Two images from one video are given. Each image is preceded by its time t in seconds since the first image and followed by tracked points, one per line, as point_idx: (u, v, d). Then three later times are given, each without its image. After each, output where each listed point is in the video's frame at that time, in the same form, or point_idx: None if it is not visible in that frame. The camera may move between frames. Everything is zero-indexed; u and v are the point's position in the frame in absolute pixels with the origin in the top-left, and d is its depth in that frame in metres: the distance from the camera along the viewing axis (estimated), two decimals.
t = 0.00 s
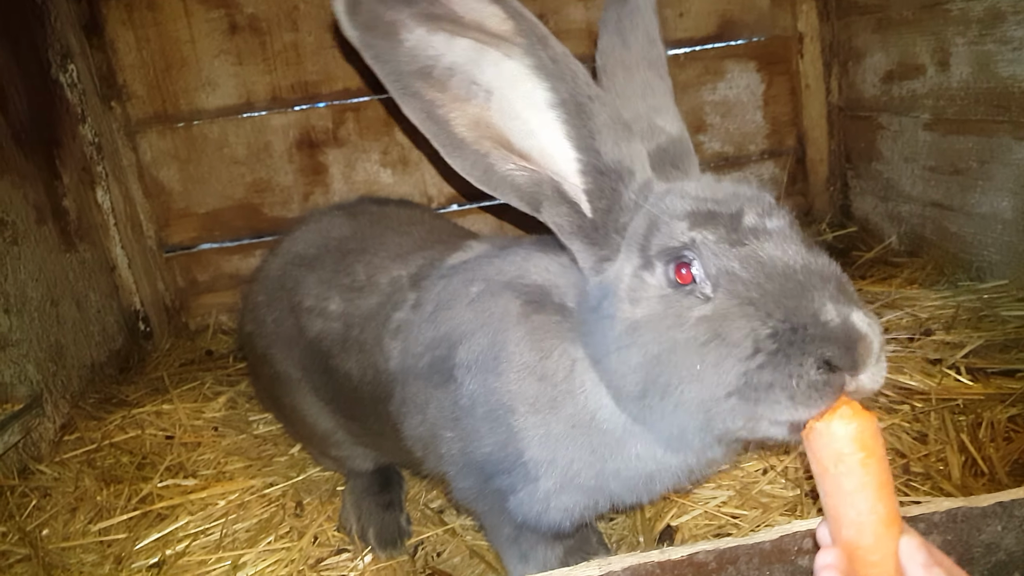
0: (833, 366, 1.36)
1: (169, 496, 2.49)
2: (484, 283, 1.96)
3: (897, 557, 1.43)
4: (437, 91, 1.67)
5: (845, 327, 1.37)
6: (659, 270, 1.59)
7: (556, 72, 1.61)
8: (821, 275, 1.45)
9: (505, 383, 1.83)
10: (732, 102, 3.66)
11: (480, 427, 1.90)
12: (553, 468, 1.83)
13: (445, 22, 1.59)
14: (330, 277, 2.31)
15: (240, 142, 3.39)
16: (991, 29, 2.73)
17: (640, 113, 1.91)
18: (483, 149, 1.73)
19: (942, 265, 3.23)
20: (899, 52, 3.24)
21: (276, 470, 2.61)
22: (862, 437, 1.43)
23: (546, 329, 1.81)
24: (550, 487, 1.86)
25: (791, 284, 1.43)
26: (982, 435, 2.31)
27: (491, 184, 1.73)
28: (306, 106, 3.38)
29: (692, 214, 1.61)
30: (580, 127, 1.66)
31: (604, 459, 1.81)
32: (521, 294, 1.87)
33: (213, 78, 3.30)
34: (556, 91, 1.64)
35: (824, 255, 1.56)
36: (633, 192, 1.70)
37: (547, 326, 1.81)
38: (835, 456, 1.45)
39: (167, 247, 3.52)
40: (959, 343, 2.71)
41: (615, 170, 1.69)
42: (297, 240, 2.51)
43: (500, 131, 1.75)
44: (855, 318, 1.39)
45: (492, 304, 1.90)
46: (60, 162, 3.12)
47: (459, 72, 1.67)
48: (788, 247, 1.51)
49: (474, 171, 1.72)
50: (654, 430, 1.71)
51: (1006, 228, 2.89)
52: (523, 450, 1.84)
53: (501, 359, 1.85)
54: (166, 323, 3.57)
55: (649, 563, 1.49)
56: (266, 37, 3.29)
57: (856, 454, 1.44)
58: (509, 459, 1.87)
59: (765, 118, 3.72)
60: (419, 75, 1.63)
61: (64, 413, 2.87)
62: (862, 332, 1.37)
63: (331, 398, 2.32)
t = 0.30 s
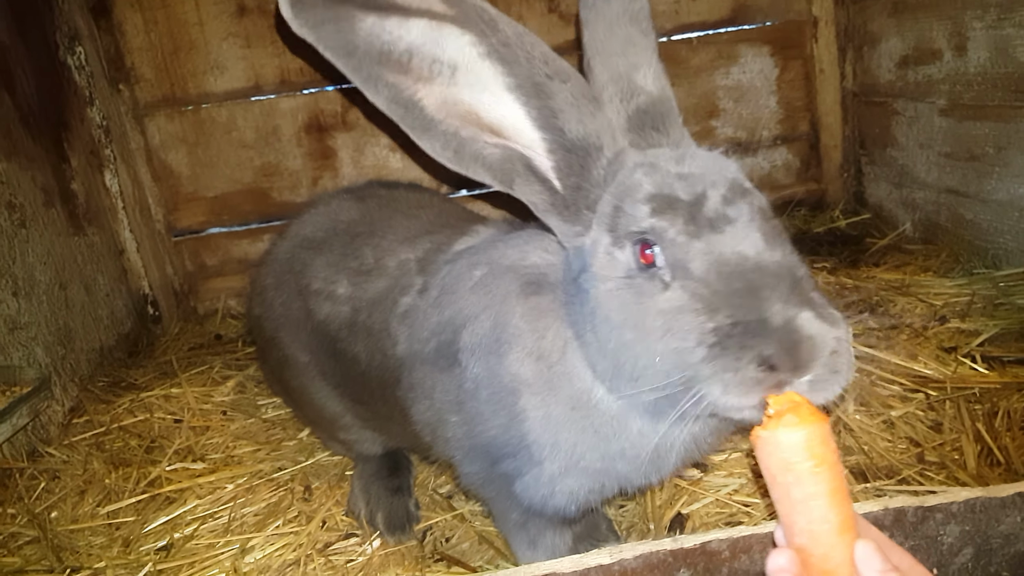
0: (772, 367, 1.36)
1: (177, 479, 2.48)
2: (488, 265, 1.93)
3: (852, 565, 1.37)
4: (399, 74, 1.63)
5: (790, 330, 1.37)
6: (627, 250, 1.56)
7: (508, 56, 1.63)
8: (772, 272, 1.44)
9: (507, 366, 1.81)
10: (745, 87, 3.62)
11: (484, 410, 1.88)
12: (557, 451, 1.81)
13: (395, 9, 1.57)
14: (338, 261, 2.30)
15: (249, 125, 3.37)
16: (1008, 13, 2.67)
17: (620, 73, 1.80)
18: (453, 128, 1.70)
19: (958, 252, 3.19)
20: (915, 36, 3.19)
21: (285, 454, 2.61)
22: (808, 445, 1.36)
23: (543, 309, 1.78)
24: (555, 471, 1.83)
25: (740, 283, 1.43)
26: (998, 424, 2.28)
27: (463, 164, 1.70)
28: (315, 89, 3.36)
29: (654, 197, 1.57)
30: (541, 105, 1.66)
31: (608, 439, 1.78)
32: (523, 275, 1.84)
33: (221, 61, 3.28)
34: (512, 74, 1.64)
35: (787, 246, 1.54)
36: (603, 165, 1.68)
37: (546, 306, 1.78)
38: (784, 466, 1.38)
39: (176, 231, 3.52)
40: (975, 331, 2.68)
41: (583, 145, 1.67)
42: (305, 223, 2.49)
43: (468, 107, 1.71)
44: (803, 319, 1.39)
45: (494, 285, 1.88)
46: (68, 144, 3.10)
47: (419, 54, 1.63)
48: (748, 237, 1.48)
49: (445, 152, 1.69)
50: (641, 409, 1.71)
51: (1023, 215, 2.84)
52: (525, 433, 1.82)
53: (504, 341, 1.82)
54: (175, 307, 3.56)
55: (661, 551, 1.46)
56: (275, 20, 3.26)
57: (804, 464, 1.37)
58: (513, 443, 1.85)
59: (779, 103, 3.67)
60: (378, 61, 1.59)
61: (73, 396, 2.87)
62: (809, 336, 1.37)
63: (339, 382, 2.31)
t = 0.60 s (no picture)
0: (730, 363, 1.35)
1: (175, 469, 2.48)
2: (475, 260, 1.95)
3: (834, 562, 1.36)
4: (368, 66, 1.62)
5: (746, 326, 1.35)
6: (596, 241, 1.56)
7: (477, 46, 1.59)
8: (728, 267, 1.43)
9: (491, 360, 1.82)
10: (748, 80, 3.61)
11: (472, 405, 1.88)
12: (541, 446, 1.79)
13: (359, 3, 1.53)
14: (337, 251, 2.29)
15: (250, 115, 3.36)
16: (1011, 8, 2.66)
17: (602, 57, 1.78)
18: (425, 118, 1.69)
19: (959, 246, 3.18)
20: (918, 30, 3.18)
21: (284, 444, 2.60)
22: (791, 441, 1.36)
23: (524, 302, 1.79)
24: (541, 466, 1.82)
25: (696, 277, 1.42)
26: (997, 417, 2.27)
27: (434, 154, 1.70)
28: (316, 80, 3.34)
29: (620, 186, 1.56)
30: (510, 97, 1.64)
31: (592, 433, 1.76)
32: (507, 269, 1.86)
33: (223, 50, 3.27)
34: (481, 65, 1.61)
35: (750, 238, 1.53)
36: (576, 155, 1.67)
37: (527, 298, 1.79)
38: (763, 460, 1.39)
39: (176, 220, 3.50)
40: (976, 325, 2.67)
41: (555, 136, 1.66)
42: (305, 213, 2.48)
43: (441, 97, 1.69)
44: (758, 313, 1.36)
45: (482, 278, 1.90)
46: (68, 132, 3.08)
47: (387, 46, 1.61)
48: (709, 227, 1.48)
49: (417, 142, 1.69)
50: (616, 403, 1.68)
51: None
52: (510, 428, 1.82)
53: (489, 333, 1.83)
54: (175, 297, 3.55)
55: (659, 542, 1.46)
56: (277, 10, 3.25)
57: (788, 459, 1.37)
58: (501, 438, 1.84)
59: (782, 96, 3.66)
60: (345, 54, 1.58)
61: (72, 385, 2.87)
62: (765, 330, 1.34)
63: (337, 371, 2.31)
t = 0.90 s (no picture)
0: (731, 357, 1.33)
1: (169, 462, 2.48)
2: (471, 260, 1.95)
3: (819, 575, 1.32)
4: (369, 54, 1.59)
5: (750, 320, 1.33)
6: (596, 240, 1.55)
7: (484, 37, 1.59)
8: (734, 263, 1.41)
9: (486, 358, 1.81)
10: (751, 80, 3.60)
11: (466, 405, 1.87)
12: (535, 445, 1.78)
13: None
14: (334, 246, 2.28)
15: (251, 107, 3.35)
16: (1017, 12, 2.65)
17: (604, 54, 1.78)
18: (424, 110, 1.68)
19: (959, 250, 3.17)
20: (923, 33, 3.16)
21: (279, 439, 2.60)
22: (776, 453, 1.32)
23: (519, 302, 1.78)
24: (535, 466, 1.81)
25: (701, 274, 1.40)
26: (993, 424, 2.27)
27: (433, 147, 1.69)
28: (317, 72, 3.33)
29: (623, 184, 1.55)
30: (515, 91, 1.63)
31: (585, 435, 1.75)
32: (503, 270, 1.85)
33: (224, 41, 3.26)
34: (489, 56, 1.61)
35: (755, 237, 1.51)
36: (578, 153, 1.65)
37: (523, 298, 1.78)
38: (747, 473, 1.34)
39: (175, 212, 3.49)
40: (974, 330, 2.66)
41: (558, 133, 1.64)
42: (303, 208, 2.47)
43: (441, 89, 1.69)
44: (763, 307, 1.35)
45: (477, 277, 1.89)
46: (67, 122, 3.07)
47: (389, 34, 1.59)
48: (714, 224, 1.46)
49: (415, 134, 1.68)
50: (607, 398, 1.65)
51: None
52: (504, 427, 1.80)
53: (484, 333, 1.82)
54: (173, 288, 3.55)
55: (650, 546, 1.45)
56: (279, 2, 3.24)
57: (771, 472, 1.33)
58: (495, 438, 1.84)
59: (784, 97, 3.65)
60: (346, 40, 1.55)
61: (68, 375, 2.86)
62: (768, 325, 1.33)
63: (332, 367, 2.30)
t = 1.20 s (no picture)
0: (707, 373, 1.35)
1: (167, 456, 2.48)
2: (472, 254, 1.95)
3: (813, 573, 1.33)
4: (370, 41, 1.59)
5: (728, 338, 1.34)
6: (584, 239, 1.56)
7: (483, 29, 1.58)
8: (717, 276, 1.42)
9: (487, 351, 1.81)
10: (750, 77, 3.60)
11: (465, 397, 1.88)
12: (534, 440, 1.79)
13: None
14: (333, 241, 2.28)
15: (250, 101, 3.35)
16: (1015, 11, 2.65)
17: (613, 45, 1.77)
18: (424, 98, 1.69)
19: (958, 248, 3.18)
20: (921, 31, 3.16)
21: (277, 433, 2.60)
22: (769, 451, 1.32)
23: (520, 295, 1.78)
24: (533, 461, 1.82)
25: (682, 287, 1.41)
26: (991, 422, 2.27)
27: (432, 135, 1.71)
28: (317, 67, 3.33)
29: (614, 185, 1.54)
30: (513, 83, 1.63)
31: (580, 427, 1.76)
32: (505, 263, 1.85)
33: (224, 36, 3.26)
34: (487, 48, 1.60)
35: (739, 250, 1.52)
36: (575, 146, 1.65)
37: (523, 291, 1.78)
38: (741, 471, 1.34)
39: (174, 206, 3.49)
40: (973, 328, 2.67)
41: (554, 125, 1.65)
42: (303, 202, 2.47)
43: (441, 77, 1.68)
44: (741, 328, 1.36)
45: (479, 270, 1.89)
46: (67, 115, 3.07)
47: (390, 21, 1.58)
48: (700, 235, 1.47)
49: (415, 122, 1.70)
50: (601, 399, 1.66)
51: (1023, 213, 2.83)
52: (502, 421, 1.81)
53: (485, 326, 1.82)
54: (172, 282, 3.54)
55: (648, 543, 1.46)
56: None
57: (766, 471, 1.33)
58: (493, 431, 1.84)
59: (784, 94, 3.66)
60: (347, 27, 1.56)
61: (66, 369, 2.86)
62: (744, 346, 1.34)
63: (331, 362, 2.30)
